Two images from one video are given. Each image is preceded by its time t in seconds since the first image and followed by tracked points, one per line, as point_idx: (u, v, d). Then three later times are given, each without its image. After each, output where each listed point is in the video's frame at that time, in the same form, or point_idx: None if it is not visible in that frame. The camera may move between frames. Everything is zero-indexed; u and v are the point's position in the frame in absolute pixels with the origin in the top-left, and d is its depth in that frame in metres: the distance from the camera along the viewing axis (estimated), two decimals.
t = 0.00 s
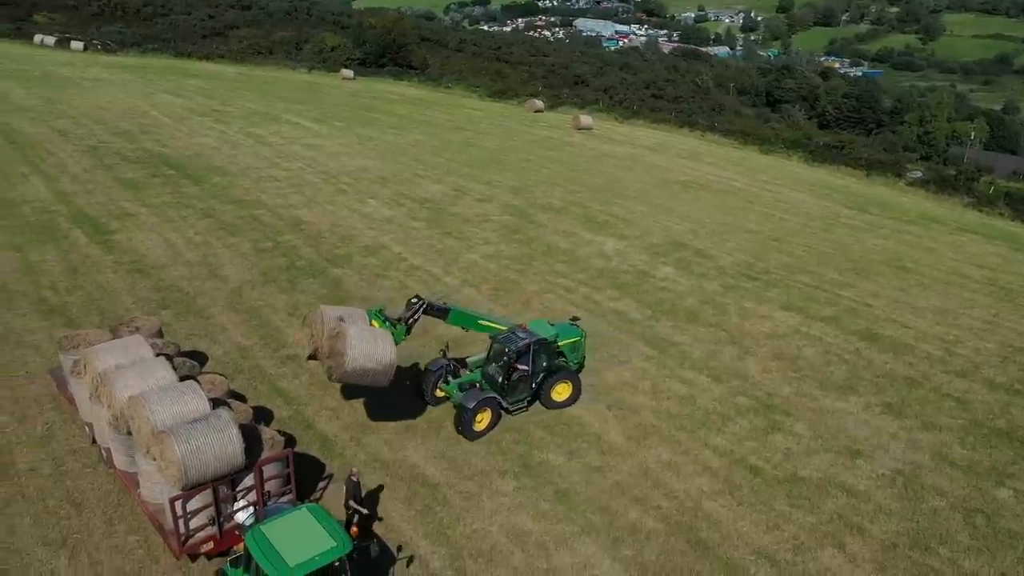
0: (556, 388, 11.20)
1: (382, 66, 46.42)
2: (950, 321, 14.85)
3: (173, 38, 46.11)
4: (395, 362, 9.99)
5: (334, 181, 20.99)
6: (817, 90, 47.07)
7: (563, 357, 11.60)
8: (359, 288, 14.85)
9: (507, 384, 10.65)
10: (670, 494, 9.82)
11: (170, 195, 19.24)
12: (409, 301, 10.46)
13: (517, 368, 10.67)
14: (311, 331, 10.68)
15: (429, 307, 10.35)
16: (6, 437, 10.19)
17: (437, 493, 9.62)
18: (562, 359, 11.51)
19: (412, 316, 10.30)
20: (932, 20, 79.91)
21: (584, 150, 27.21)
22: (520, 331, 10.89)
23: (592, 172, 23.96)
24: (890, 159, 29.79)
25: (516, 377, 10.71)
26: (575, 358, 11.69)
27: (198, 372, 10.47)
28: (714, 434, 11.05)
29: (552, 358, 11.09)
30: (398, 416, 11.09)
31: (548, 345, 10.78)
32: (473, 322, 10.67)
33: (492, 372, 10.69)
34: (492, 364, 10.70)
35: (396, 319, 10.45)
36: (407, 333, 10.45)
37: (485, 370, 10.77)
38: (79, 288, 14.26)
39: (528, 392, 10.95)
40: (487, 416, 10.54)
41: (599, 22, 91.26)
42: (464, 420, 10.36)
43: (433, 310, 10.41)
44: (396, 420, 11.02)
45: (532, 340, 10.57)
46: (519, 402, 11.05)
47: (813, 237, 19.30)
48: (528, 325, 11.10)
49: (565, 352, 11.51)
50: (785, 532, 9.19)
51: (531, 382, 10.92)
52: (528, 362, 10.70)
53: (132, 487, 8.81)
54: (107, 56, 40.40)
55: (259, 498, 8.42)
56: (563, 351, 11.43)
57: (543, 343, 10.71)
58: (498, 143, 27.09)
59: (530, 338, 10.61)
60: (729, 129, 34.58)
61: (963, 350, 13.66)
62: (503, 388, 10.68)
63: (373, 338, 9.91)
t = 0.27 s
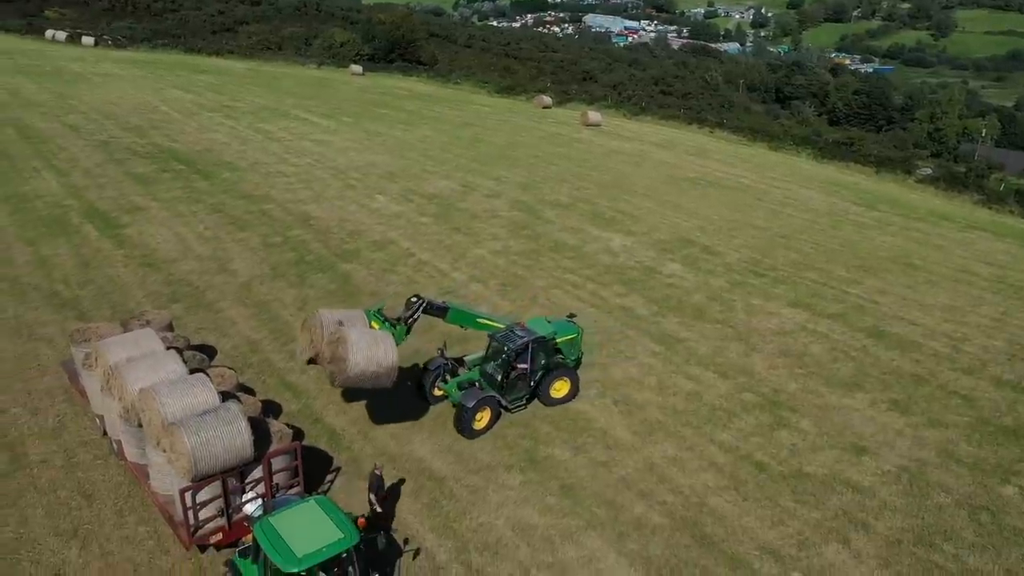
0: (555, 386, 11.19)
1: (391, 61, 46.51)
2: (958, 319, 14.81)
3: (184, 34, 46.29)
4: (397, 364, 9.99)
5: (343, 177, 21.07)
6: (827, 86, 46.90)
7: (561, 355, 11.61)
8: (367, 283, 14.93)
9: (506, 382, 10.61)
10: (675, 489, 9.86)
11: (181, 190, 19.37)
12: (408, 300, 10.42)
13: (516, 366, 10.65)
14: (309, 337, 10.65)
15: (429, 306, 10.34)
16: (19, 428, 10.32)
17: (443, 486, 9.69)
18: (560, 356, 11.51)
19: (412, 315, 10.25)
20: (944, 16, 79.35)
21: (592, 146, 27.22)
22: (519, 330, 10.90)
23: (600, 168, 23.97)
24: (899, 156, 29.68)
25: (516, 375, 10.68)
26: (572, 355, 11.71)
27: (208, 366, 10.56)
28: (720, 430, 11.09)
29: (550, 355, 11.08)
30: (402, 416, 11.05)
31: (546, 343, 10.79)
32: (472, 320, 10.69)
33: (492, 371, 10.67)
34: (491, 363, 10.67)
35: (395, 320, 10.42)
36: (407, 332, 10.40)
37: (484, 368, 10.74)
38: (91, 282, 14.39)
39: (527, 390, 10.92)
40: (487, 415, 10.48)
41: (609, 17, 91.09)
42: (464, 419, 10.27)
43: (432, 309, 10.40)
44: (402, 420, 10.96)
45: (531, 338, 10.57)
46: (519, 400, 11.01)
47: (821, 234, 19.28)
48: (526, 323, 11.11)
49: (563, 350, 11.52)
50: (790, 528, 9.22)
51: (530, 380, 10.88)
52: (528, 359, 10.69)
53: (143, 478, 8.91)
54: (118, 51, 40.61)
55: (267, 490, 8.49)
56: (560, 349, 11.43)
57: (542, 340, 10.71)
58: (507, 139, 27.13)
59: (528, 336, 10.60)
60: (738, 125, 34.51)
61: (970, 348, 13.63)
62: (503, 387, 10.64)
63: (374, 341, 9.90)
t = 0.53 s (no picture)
0: (554, 382, 11.23)
1: (399, 57, 46.56)
2: (964, 316, 14.80)
3: (192, 30, 46.42)
4: (398, 362, 10.05)
5: (350, 172, 21.15)
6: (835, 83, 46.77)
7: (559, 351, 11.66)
8: (373, 278, 15.01)
9: (505, 379, 10.65)
10: (679, 484, 9.92)
11: (189, 185, 19.48)
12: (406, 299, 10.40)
13: (515, 363, 10.69)
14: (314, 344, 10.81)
15: (426, 305, 10.30)
16: (29, 420, 10.43)
17: (449, 480, 9.77)
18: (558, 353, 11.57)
19: (411, 314, 10.23)
20: (955, 12, 78.90)
21: (599, 143, 27.22)
22: (517, 326, 10.95)
23: (607, 165, 23.99)
24: (907, 153, 29.60)
25: (515, 372, 10.73)
26: (569, 350, 11.77)
27: (216, 359, 10.67)
28: (724, 426, 11.13)
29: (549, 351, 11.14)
30: (405, 415, 11.01)
31: (545, 339, 10.84)
32: (471, 318, 10.68)
33: (491, 369, 10.71)
34: (490, 360, 10.71)
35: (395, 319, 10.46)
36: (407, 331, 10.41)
37: (483, 366, 10.79)
38: (100, 276, 14.51)
39: (526, 386, 10.96)
40: (487, 412, 10.51)
41: (616, 14, 90.91)
42: (464, 417, 10.31)
43: (430, 306, 10.36)
44: (405, 420, 10.92)
45: (530, 334, 10.63)
46: (518, 397, 11.05)
47: (827, 231, 19.26)
48: (525, 320, 11.17)
49: (560, 346, 11.58)
50: (793, 523, 9.26)
51: (528, 377, 10.93)
52: (526, 356, 10.74)
53: (151, 470, 9.01)
54: (127, 47, 40.76)
55: (275, 483, 8.59)
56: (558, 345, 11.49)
57: (540, 337, 10.77)
58: (513, 135, 27.16)
59: (527, 332, 10.66)
60: (745, 122, 34.45)
61: (976, 346, 13.63)
62: (502, 384, 10.68)
63: (372, 343, 9.98)
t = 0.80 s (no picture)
0: (555, 378, 11.28)
1: (408, 53, 46.65)
2: (972, 314, 14.78)
3: (202, 25, 46.61)
4: (401, 358, 10.15)
5: (359, 168, 21.24)
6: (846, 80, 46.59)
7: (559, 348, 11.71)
8: (382, 273, 15.10)
9: (506, 376, 10.70)
10: (685, 478, 9.97)
11: (199, 180, 19.62)
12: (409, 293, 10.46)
13: (516, 360, 10.75)
14: (313, 337, 10.83)
15: (429, 300, 10.37)
16: (42, 411, 10.57)
17: (456, 473, 9.85)
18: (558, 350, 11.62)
19: (413, 309, 10.29)
20: (967, 9, 78.34)
21: (607, 139, 27.23)
22: (518, 323, 11.01)
23: (615, 161, 24.00)
24: (917, 150, 29.48)
25: (515, 369, 10.77)
26: (569, 347, 11.81)
27: (226, 352, 10.79)
28: (730, 421, 11.17)
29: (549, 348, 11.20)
30: (409, 411, 11.04)
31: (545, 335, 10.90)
32: (472, 314, 10.74)
33: (492, 365, 10.76)
34: (491, 356, 10.77)
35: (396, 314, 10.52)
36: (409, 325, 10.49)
37: (484, 363, 10.84)
38: (112, 270, 14.65)
39: (527, 383, 11.01)
40: (488, 409, 10.55)
41: (626, 10, 90.74)
42: (465, 413, 10.35)
43: (433, 302, 10.43)
44: (410, 415, 10.95)
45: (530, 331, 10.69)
46: (519, 394, 11.09)
47: (835, 229, 19.25)
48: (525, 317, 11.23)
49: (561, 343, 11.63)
50: (798, 518, 9.31)
51: (529, 373, 10.98)
52: (527, 352, 10.80)
53: (162, 460, 9.13)
54: (138, 42, 40.99)
55: (284, 474, 8.69)
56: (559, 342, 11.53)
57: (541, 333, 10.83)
58: (522, 132, 27.19)
59: (528, 329, 10.72)
60: (754, 118, 34.39)
61: (984, 343, 13.62)
62: (503, 380, 10.73)
63: (375, 337, 10.06)
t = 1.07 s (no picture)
0: (560, 374, 11.29)
1: (421, 49, 46.76)
2: (984, 312, 14.74)
3: (217, 21, 46.87)
4: (406, 353, 10.24)
5: (372, 164, 21.35)
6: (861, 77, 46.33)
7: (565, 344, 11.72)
8: (394, 268, 15.20)
9: (510, 372, 10.72)
10: (693, 472, 10.03)
11: (214, 174, 19.80)
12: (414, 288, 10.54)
13: (520, 355, 10.77)
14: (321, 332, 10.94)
15: (435, 296, 10.45)
16: (60, 401, 10.75)
17: (465, 465, 9.95)
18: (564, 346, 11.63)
19: (419, 304, 10.35)
20: (985, 5, 77.66)
21: (619, 136, 27.24)
22: (523, 319, 11.04)
23: (627, 158, 24.01)
24: (931, 148, 29.34)
25: (519, 365, 10.80)
26: (574, 343, 11.82)
27: (240, 345, 10.94)
28: (739, 416, 11.22)
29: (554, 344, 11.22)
30: (415, 406, 11.09)
31: (550, 331, 10.92)
32: (478, 309, 10.78)
33: (496, 361, 10.79)
34: (496, 352, 10.80)
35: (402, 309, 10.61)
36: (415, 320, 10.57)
37: (489, 358, 10.87)
38: (128, 263, 14.83)
39: (531, 379, 11.03)
40: (492, 405, 10.56)
41: (640, 6, 90.47)
42: (469, 409, 10.36)
43: (438, 297, 10.51)
44: (416, 411, 10.99)
45: (534, 327, 10.71)
46: (523, 389, 11.11)
47: (848, 226, 19.20)
48: (531, 312, 11.26)
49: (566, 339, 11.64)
50: (806, 513, 9.35)
51: (534, 369, 11.00)
52: (531, 348, 10.82)
53: (177, 450, 9.27)
54: (153, 38, 41.28)
55: (297, 464, 8.80)
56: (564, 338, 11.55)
57: (546, 329, 10.85)
58: (534, 128, 27.22)
59: (532, 325, 10.75)
60: (767, 115, 34.28)
61: (995, 341, 13.59)
62: (506, 376, 10.75)
63: (381, 332, 10.15)
